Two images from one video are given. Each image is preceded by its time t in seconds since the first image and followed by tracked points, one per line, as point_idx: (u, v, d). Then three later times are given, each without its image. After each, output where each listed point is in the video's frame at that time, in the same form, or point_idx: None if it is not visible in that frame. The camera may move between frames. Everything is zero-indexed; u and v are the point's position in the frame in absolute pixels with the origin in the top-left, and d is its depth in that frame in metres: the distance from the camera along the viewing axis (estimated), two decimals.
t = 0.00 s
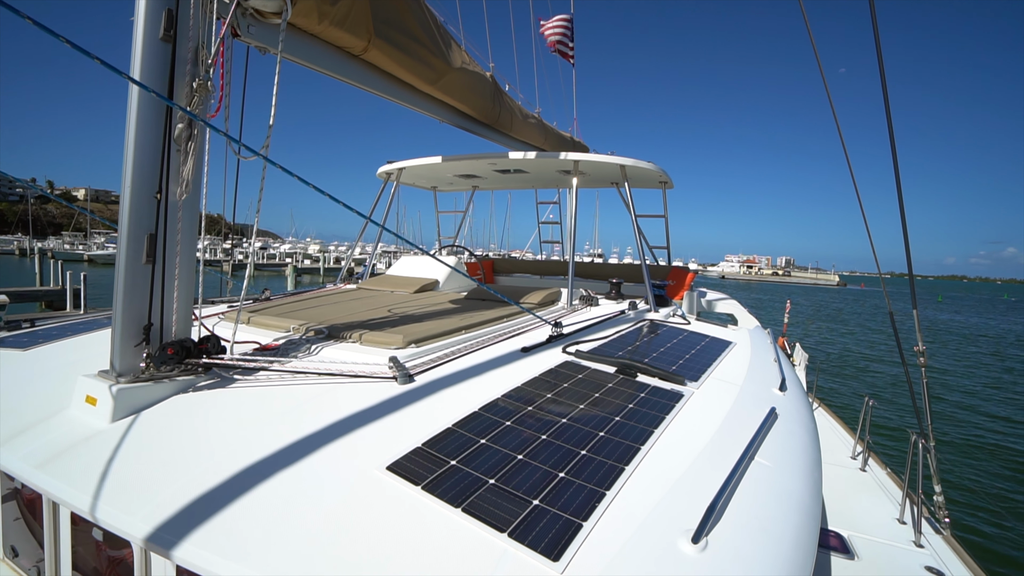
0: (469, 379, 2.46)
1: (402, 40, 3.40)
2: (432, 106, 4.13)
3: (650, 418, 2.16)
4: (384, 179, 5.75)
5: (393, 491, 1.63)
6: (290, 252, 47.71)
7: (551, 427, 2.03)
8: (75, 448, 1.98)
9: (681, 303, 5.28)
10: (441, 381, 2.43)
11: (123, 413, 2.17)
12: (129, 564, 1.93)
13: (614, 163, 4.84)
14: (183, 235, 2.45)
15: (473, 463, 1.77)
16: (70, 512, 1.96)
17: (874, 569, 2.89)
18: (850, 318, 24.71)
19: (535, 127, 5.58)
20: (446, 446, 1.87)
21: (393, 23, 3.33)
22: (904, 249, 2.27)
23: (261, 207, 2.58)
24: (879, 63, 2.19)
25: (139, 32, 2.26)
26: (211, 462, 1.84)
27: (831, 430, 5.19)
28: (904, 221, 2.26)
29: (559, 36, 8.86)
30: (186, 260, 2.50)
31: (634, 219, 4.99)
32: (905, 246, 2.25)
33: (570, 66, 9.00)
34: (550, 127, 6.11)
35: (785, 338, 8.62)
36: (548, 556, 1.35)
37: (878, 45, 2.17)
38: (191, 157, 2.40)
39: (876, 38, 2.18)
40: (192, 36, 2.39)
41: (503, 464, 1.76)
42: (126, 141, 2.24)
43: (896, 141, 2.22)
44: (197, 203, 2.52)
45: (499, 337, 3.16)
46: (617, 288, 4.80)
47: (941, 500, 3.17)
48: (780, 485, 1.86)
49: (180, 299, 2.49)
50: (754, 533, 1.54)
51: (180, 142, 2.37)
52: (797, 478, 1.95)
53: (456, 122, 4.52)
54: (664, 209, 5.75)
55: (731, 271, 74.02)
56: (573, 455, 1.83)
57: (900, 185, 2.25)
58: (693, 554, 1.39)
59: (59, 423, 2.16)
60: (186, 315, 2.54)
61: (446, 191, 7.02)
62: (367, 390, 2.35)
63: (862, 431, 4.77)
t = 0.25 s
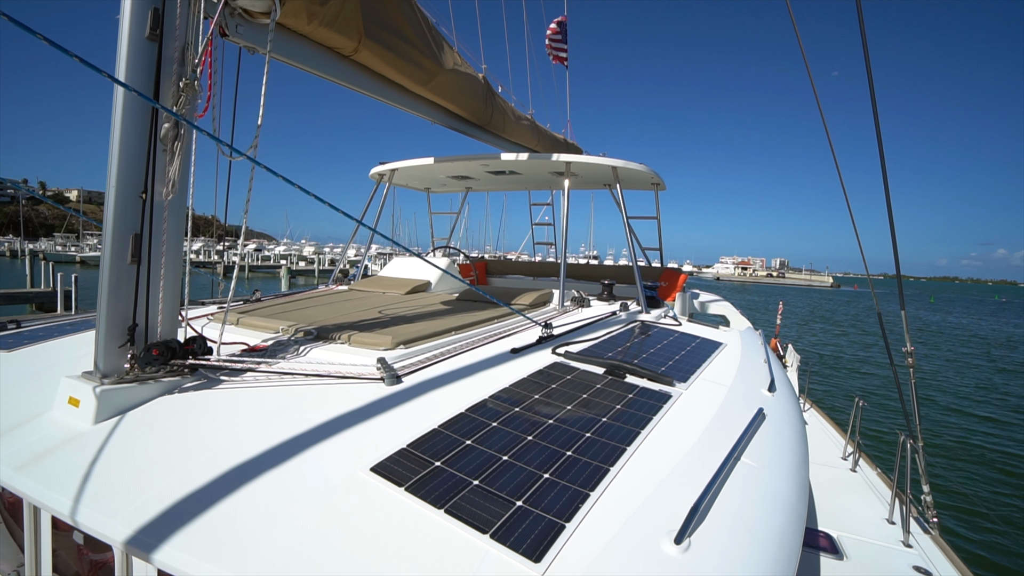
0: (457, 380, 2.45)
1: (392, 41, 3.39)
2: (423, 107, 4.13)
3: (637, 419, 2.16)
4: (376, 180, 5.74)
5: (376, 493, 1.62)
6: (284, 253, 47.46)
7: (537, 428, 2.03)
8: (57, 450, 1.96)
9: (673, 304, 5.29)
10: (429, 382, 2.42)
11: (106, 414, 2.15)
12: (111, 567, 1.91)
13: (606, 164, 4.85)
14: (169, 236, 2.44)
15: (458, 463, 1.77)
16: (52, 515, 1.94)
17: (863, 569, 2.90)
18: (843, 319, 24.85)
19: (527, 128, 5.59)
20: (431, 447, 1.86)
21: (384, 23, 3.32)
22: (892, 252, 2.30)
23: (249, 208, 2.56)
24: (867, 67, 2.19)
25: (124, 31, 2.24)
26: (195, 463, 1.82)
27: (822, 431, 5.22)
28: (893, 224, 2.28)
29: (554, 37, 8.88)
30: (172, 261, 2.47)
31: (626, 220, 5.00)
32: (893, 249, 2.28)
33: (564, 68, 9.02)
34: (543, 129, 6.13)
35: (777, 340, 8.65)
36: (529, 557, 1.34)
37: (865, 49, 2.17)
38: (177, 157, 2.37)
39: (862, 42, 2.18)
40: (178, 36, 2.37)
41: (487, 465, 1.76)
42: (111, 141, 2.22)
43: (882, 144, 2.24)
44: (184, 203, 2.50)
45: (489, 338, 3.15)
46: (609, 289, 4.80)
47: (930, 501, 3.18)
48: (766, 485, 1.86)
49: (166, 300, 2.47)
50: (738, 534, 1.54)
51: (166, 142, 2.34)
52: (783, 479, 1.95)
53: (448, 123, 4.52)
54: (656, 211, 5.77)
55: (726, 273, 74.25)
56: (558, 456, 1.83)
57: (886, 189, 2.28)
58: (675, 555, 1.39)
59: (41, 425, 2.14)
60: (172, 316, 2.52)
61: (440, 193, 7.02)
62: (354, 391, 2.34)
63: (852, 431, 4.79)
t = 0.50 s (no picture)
0: (447, 380, 2.45)
1: (386, 41, 3.39)
2: (418, 107, 4.13)
3: (625, 419, 2.16)
4: (372, 181, 5.74)
5: (360, 492, 1.62)
6: (284, 254, 47.48)
7: (524, 428, 2.03)
8: (44, 449, 1.95)
9: (668, 305, 5.30)
10: (418, 382, 2.43)
11: (95, 413, 2.15)
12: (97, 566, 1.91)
13: (601, 165, 4.86)
14: (159, 235, 2.44)
15: (444, 464, 1.77)
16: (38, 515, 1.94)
17: (854, 570, 2.90)
18: (841, 321, 24.87)
19: (523, 129, 5.60)
20: (417, 447, 1.87)
21: (377, 24, 3.32)
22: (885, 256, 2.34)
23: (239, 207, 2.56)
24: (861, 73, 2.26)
25: (114, 30, 2.24)
26: (181, 462, 1.83)
27: (817, 432, 5.22)
28: (885, 226, 2.33)
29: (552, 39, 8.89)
30: (162, 260, 2.47)
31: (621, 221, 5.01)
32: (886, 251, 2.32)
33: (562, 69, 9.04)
34: (540, 130, 6.14)
35: (774, 342, 8.66)
36: (510, 557, 1.34)
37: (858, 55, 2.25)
38: (167, 156, 2.37)
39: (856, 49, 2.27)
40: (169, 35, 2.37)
41: (473, 465, 1.76)
42: (101, 140, 2.22)
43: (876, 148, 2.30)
44: (174, 202, 2.50)
45: (481, 338, 3.16)
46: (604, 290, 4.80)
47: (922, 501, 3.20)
48: (753, 486, 1.86)
49: (156, 299, 2.47)
50: (722, 535, 1.54)
51: (156, 141, 2.34)
52: (770, 479, 1.95)
53: (443, 123, 4.52)
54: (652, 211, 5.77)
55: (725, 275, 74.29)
56: (544, 456, 1.83)
57: (879, 193, 2.33)
58: (658, 555, 1.39)
59: (29, 424, 2.14)
60: (161, 316, 2.52)
61: (436, 193, 7.03)
62: (343, 391, 2.34)
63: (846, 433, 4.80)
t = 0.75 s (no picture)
0: (440, 380, 2.46)
1: (382, 42, 3.41)
2: (415, 108, 4.15)
3: (616, 418, 2.17)
4: (370, 182, 5.76)
5: (349, 489, 1.64)
6: (285, 255, 47.62)
7: (515, 427, 2.04)
8: (37, 447, 1.96)
9: (665, 306, 5.31)
10: (411, 381, 2.44)
11: (89, 412, 2.16)
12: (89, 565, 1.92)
13: (597, 166, 4.87)
14: (153, 235, 2.45)
15: (433, 461, 1.79)
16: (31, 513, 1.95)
17: (847, 569, 2.91)
18: (841, 322, 24.85)
19: (521, 130, 5.62)
20: (407, 445, 1.88)
21: (373, 25, 3.34)
22: (880, 256, 2.42)
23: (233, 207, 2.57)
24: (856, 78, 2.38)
25: (109, 31, 2.26)
26: (172, 460, 1.84)
27: (814, 433, 5.22)
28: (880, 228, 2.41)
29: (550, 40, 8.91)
30: (157, 260, 2.49)
31: (618, 222, 5.02)
32: (881, 252, 2.40)
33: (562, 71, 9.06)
34: (537, 131, 6.15)
35: (772, 342, 8.66)
36: (495, 553, 1.36)
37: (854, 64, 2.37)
38: (162, 157, 2.39)
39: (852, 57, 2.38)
40: (163, 36, 2.39)
41: (462, 463, 1.78)
42: (96, 140, 2.24)
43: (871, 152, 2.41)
44: (168, 203, 2.51)
45: (475, 338, 3.17)
46: (600, 291, 4.81)
47: (916, 501, 3.20)
48: (742, 484, 1.86)
49: (150, 299, 2.48)
50: (708, 533, 1.55)
51: (150, 142, 2.36)
52: (759, 478, 1.95)
53: (440, 124, 4.54)
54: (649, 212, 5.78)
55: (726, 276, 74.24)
56: (533, 454, 1.84)
57: (874, 195, 2.39)
58: (642, 552, 1.39)
59: (24, 423, 2.15)
60: (156, 316, 2.53)
61: (434, 194, 7.05)
62: (336, 390, 2.35)
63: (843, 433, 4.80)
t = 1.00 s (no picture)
0: (436, 379, 2.48)
1: (380, 44, 3.43)
2: (414, 109, 4.17)
3: (610, 417, 2.19)
4: (370, 183, 5.79)
5: (342, 486, 1.65)
6: (287, 256, 47.74)
7: (508, 425, 2.06)
8: (37, 444, 1.99)
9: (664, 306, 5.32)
10: (407, 379, 2.46)
11: (88, 410, 2.18)
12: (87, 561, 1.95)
13: (596, 167, 4.89)
14: (153, 235, 2.48)
15: (426, 459, 1.80)
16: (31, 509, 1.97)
17: (843, 569, 2.91)
18: (843, 323, 24.81)
19: (520, 131, 5.64)
20: (401, 443, 1.90)
21: (371, 27, 3.36)
22: (878, 257, 2.42)
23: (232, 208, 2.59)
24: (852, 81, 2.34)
25: (109, 33, 2.29)
26: (169, 457, 1.86)
27: (813, 433, 5.21)
28: (877, 230, 2.41)
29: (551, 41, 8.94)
30: (155, 260, 2.51)
31: (617, 223, 5.04)
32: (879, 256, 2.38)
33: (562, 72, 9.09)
34: (537, 131, 6.18)
35: (773, 343, 8.66)
36: (485, 549, 1.37)
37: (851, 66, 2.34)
38: (160, 158, 2.41)
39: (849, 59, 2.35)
40: (162, 39, 2.41)
41: (455, 460, 1.79)
42: (95, 141, 2.26)
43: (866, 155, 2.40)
44: (167, 203, 2.53)
45: (472, 338, 3.18)
46: (599, 291, 4.83)
47: (913, 501, 3.20)
48: (734, 483, 1.87)
49: (149, 299, 2.51)
50: (697, 529, 1.56)
51: (149, 143, 2.38)
52: (752, 476, 1.96)
53: (439, 125, 4.57)
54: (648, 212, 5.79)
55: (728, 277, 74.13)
56: (526, 452, 1.86)
57: (871, 196, 2.42)
58: (631, 548, 1.41)
59: (24, 420, 2.17)
60: (154, 315, 2.56)
61: (434, 195, 7.07)
62: (333, 389, 2.37)
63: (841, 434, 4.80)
